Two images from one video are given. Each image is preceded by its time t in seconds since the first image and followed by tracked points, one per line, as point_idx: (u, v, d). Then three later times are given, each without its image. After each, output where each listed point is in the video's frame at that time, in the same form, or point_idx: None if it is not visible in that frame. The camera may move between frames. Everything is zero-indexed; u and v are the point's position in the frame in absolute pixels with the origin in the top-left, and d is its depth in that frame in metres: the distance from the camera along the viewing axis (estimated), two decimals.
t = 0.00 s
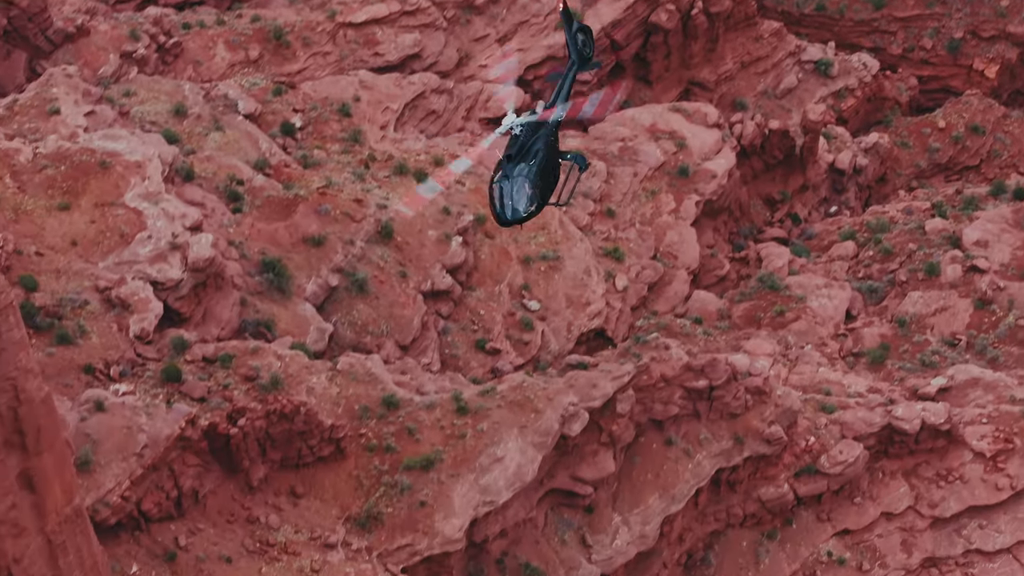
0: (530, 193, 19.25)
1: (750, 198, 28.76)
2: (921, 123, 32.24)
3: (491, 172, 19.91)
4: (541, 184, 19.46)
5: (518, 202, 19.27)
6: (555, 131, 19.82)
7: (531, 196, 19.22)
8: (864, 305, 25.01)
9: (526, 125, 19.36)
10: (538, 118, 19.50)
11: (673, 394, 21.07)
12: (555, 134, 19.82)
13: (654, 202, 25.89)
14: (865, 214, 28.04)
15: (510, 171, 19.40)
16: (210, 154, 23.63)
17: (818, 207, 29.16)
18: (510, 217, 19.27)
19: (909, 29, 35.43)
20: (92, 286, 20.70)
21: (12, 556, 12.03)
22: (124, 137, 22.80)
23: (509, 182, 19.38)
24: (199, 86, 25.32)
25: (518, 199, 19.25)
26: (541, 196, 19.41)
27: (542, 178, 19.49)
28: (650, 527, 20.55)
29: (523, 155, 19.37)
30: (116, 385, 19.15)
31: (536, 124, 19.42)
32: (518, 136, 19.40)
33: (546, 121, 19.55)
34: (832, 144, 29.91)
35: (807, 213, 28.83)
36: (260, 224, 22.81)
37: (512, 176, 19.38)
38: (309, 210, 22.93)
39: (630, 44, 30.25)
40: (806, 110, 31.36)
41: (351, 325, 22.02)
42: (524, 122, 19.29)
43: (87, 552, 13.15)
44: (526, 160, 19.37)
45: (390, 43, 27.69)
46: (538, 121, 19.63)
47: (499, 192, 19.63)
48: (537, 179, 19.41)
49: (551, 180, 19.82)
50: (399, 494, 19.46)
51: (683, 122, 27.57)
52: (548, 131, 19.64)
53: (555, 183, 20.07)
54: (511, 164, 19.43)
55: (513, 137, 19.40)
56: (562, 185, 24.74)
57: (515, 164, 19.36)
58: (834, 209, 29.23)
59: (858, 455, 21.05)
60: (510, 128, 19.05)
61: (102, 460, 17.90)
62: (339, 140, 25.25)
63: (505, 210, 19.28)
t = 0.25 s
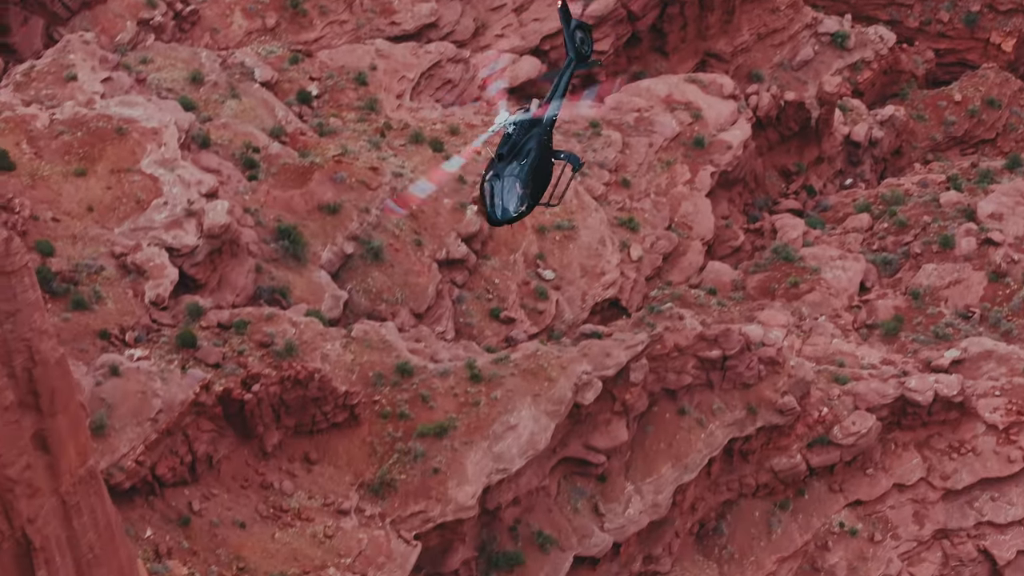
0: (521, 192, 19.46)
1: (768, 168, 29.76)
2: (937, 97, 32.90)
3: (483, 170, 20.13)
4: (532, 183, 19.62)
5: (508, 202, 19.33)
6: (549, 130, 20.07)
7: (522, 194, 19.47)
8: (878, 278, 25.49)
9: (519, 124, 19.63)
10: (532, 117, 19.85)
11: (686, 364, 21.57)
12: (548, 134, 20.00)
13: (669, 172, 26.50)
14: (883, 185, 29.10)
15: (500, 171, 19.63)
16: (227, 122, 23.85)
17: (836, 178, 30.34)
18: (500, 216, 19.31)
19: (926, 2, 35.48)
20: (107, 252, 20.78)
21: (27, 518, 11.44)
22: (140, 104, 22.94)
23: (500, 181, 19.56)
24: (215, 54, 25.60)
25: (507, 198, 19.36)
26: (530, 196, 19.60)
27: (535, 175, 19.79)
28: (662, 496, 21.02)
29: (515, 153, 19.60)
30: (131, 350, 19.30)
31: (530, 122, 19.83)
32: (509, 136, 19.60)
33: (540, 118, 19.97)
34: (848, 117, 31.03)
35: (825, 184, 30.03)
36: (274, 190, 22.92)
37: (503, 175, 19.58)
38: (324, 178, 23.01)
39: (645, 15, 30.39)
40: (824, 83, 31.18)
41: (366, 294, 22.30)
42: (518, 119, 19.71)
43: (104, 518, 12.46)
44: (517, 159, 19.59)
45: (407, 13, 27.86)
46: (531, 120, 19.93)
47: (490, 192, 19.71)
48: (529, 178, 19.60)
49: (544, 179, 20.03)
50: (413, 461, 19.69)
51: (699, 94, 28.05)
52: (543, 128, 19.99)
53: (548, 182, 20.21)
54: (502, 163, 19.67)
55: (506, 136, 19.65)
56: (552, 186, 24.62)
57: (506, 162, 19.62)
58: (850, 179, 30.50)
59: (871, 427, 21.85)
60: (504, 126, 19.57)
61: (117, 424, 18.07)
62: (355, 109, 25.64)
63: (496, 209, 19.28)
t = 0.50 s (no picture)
0: (517, 196, 20.66)
1: (786, 149, 30.11)
2: (956, 80, 33.24)
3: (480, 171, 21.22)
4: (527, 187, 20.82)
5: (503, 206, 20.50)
6: (546, 135, 21.29)
7: (517, 198, 20.65)
8: (897, 258, 25.89)
9: (518, 128, 20.76)
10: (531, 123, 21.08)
11: (704, 342, 21.91)
12: (545, 139, 21.24)
13: (689, 152, 26.73)
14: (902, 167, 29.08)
15: (499, 173, 20.75)
16: (247, 97, 24.17)
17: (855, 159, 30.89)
18: (497, 219, 20.43)
19: None
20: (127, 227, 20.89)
21: (45, 487, 11.81)
22: (160, 80, 23.08)
23: (497, 184, 20.71)
24: (237, 30, 26.00)
25: (503, 202, 20.52)
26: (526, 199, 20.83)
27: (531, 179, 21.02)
28: (678, 475, 21.40)
29: (514, 157, 20.75)
30: (150, 325, 19.46)
31: (530, 127, 21.03)
32: (509, 139, 20.75)
33: (538, 124, 21.19)
34: (868, 99, 31.36)
35: (844, 165, 30.63)
36: (295, 166, 23.34)
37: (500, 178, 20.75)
38: (345, 154, 23.41)
39: None
40: (845, 64, 31.11)
41: (385, 270, 22.69)
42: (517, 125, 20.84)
43: (119, 485, 12.95)
44: (516, 163, 20.75)
45: None
46: (530, 125, 21.11)
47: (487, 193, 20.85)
48: (525, 182, 20.80)
49: (539, 182, 21.25)
50: (431, 437, 19.96)
51: (719, 74, 28.29)
52: (540, 133, 21.16)
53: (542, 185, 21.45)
54: (501, 165, 20.74)
55: (505, 140, 20.75)
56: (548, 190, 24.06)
57: (504, 165, 20.77)
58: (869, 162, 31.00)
59: (887, 407, 22.12)
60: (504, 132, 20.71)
61: (135, 397, 18.18)
62: (376, 85, 25.93)
63: (493, 213, 20.39)
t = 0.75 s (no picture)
0: (520, 203, 19.44)
1: (819, 130, 31.02)
2: (993, 64, 33.26)
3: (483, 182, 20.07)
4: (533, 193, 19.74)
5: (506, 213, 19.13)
6: (552, 141, 20.42)
7: (520, 206, 19.43)
8: (929, 242, 26.37)
9: (524, 132, 19.87)
10: (537, 127, 20.22)
11: (734, 321, 22.37)
12: (551, 145, 20.33)
13: (722, 131, 27.57)
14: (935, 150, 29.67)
15: (503, 179, 19.60)
16: (282, 71, 24.69)
17: (888, 142, 31.47)
18: (499, 224, 19.10)
19: None
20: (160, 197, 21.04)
21: (75, 451, 11.56)
22: (196, 52, 23.44)
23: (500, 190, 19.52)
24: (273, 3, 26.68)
25: (506, 208, 19.27)
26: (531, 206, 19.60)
27: (535, 184, 19.97)
28: (705, 453, 21.82)
29: (519, 162, 19.70)
30: (182, 295, 19.62)
31: (535, 132, 20.17)
32: (515, 143, 19.78)
33: (545, 129, 20.33)
34: (902, 81, 31.93)
35: (876, 148, 31.20)
36: (328, 139, 23.82)
37: (503, 184, 19.59)
38: (378, 129, 23.99)
39: None
40: (877, 47, 31.57)
41: (418, 245, 23.13)
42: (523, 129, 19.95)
43: (149, 450, 12.68)
44: (521, 168, 19.68)
45: None
46: (536, 130, 20.21)
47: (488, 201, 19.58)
48: (529, 189, 19.68)
49: (543, 190, 20.14)
50: (459, 411, 20.17)
51: (752, 56, 29.18)
52: (546, 139, 20.30)
53: (546, 194, 20.35)
54: (505, 171, 19.66)
55: (511, 143, 19.82)
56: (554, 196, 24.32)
57: (509, 171, 19.63)
58: (903, 145, 31.52)
59: (916, 389, 22.52)
60: (509, 135, 19.83)
61: (167, 366, 18.35)
62: (410, 61, 26.79)
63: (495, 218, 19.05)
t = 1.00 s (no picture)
0: (524, 213, 21.13)
1: (854, 118, 31.18)
2: None
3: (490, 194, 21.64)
4: (537, 204, 21.44)
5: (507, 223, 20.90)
6: (559, 152, 22.03)
7: (523, 216, 21.14)
8: (963, 231, 26.33)
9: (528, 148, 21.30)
10: (545, 140, 21.75)
11: (766, 306, 22.42)
12: (557, 157, 21.85)
13: (758, 117, 27.88)
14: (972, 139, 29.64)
15: (508, 189, 21.20)
16: (319, 50, 25.26)
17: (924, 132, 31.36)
18: (501, 235, 20.76)
19: None
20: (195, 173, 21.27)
21: (106, 420, 11.52)
22: (234, 30, 23.84)
23: (503, 201, 21.10)
24: None
25: (508, 219, 20.91)
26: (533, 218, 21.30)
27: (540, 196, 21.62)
28: (734, 437, 22.07)
29: (523, 176, 21.24)
30: (217, 270, 19.82)
31: (542, 144, 21.64)
32: (521, 156, 21.27)
33: (552, 141, 21.90)
34: (939, 70, 31.83)
35: (911, 137, 31.14)
36: (364, 118, 24.20)
37: (506, 194, 21.17)
38: (414, 109, 24.32)
39: None
40: (913, 35, 31.80)
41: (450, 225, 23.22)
42: (530, 140, 21.44)
43: (179, 422, 12.64)
44: (524, 182, 21.23)
45: None
46: (543, 143, 21.71)
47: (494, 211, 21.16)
48: (534, 199, 21.35)
49: (549, 199, 21.83)
50: (490, 390, 20.44)
51: (789, 41, 29.47)
52: (554, 151, 21.84)
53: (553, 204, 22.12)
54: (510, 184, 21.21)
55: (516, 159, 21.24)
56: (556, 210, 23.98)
57: (514, 182, 21.23)
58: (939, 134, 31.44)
59: (946, 377, 22.70)
60: (515, 148, 21.28)
61: (199, 341, 18.55)
62: (447, 42, 27.39)
63: (498, 229, 20.74)
